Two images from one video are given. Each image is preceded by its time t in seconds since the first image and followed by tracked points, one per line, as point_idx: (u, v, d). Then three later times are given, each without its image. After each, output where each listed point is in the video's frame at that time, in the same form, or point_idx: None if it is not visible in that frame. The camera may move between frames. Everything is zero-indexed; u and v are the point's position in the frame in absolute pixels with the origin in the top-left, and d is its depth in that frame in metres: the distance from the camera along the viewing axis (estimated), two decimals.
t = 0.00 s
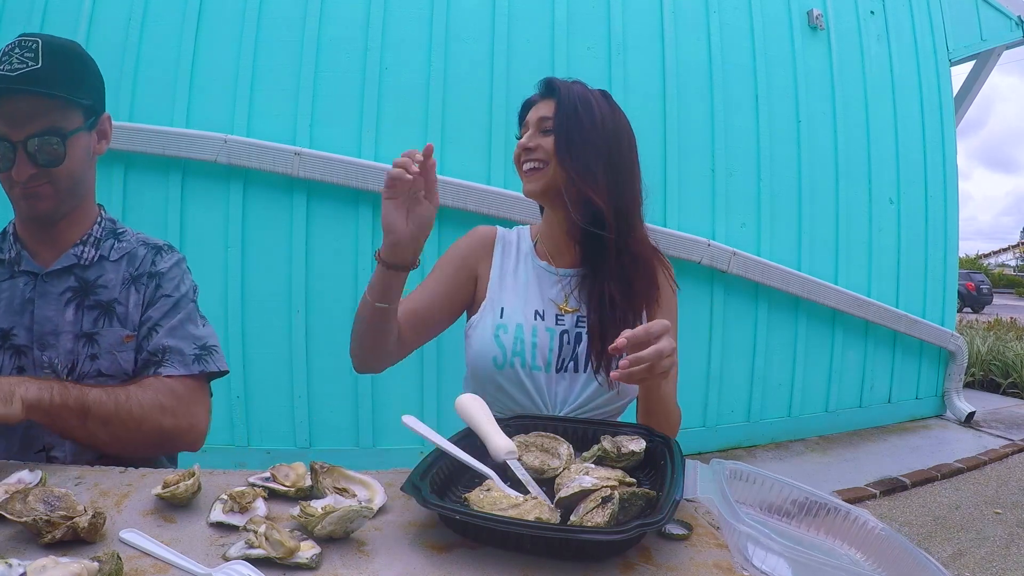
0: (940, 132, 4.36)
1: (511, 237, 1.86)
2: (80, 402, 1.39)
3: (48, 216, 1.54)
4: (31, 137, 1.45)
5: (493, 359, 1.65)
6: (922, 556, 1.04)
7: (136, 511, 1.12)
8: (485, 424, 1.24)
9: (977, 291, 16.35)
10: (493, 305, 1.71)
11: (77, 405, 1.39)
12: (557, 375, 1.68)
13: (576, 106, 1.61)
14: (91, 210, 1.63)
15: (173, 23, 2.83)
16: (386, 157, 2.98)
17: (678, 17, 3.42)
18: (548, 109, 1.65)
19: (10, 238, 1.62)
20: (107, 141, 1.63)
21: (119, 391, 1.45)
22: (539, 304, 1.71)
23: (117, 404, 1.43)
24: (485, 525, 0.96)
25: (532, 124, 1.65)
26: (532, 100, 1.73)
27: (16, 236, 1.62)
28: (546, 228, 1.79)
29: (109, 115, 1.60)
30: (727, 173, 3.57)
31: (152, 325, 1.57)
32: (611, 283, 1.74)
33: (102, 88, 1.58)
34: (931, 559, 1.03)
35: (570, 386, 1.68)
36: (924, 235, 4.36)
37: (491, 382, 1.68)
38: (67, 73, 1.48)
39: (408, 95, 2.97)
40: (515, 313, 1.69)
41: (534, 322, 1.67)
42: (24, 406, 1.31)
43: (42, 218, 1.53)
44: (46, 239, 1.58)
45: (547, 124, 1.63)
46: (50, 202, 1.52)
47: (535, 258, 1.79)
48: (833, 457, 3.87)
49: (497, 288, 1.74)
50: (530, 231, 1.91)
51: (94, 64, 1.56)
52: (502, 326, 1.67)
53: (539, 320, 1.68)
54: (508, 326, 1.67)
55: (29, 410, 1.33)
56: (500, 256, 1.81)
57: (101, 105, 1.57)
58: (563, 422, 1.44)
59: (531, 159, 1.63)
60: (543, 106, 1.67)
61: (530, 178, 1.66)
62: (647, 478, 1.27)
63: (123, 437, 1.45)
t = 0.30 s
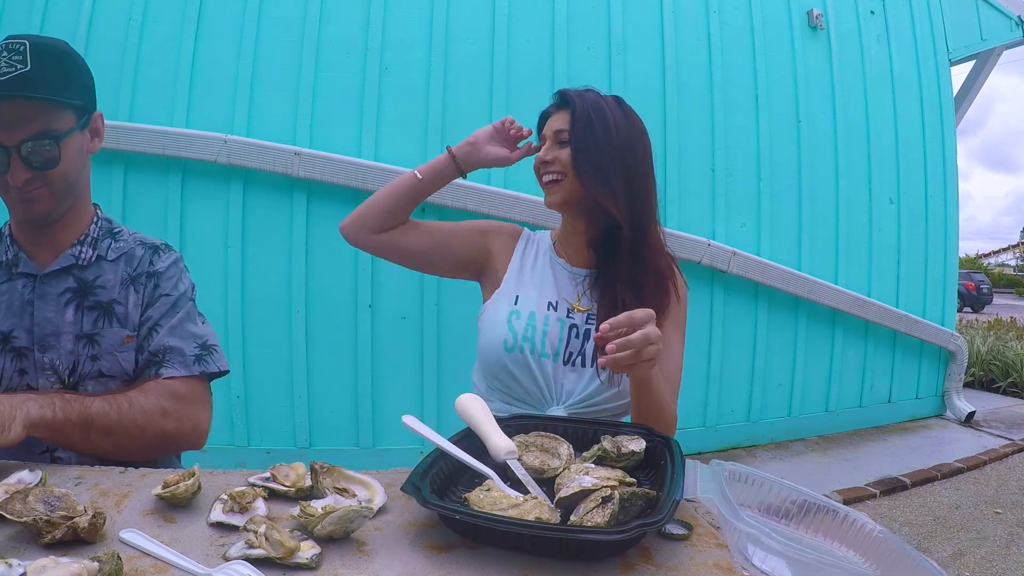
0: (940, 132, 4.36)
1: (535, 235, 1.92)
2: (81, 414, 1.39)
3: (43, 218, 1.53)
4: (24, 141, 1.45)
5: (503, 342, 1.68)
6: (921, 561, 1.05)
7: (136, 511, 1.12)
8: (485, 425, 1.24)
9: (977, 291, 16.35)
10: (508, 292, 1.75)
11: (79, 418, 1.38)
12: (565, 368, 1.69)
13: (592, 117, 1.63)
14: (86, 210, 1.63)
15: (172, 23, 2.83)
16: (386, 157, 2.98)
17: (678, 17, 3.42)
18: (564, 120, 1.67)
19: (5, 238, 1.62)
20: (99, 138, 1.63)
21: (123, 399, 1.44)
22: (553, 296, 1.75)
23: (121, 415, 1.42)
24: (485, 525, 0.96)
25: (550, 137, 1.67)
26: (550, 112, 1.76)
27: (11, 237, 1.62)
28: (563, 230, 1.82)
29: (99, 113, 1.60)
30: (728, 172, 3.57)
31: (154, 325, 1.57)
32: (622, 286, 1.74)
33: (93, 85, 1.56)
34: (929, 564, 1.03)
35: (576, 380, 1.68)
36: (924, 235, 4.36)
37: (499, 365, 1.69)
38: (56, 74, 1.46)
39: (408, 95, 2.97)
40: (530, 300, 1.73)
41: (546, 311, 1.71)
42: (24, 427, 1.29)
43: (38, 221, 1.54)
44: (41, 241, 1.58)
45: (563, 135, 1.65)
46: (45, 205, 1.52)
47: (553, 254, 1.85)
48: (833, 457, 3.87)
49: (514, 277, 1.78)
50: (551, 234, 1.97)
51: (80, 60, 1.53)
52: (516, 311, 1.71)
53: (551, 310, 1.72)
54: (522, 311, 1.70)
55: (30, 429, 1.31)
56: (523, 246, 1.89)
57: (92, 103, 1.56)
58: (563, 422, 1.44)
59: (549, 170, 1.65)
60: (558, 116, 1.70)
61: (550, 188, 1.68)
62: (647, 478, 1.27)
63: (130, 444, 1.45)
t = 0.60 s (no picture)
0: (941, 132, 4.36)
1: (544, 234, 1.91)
2: (84, 392, 1.30)
3: (38, 223, 1.53)
4: (15, 146, 1.40)
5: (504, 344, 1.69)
6: (928, 555, 1.05)
7: (136, 511, 1.12)
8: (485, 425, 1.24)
9: (977, 291, 16.37)
10: (513, 292, 1.75)
11: (82, 397, 1.30)
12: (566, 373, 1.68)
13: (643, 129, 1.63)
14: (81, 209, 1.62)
15: (172, 23, 2.83)
16: (386, 157, 2.98)
17: (678, 16, 3.42)
18: (618, 128, 1.65)
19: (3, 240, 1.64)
20: (97, 139, 1.57)
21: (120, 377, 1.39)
22: (560, 298, 1.72)
23: (123, 393, 1.37)
24: (485, 525, 0.96)
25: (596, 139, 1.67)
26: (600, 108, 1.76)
27: (9, 239, 1.63)
28: (584, 230, 1.83)
29: (94, 114, 1.54)
30: (728, 172, 3.57)
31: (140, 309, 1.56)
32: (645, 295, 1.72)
33: (86, 86, 1.51)
34: (935, 555, 1.04)
35: (576, 386, 1.66)
36: (924, 236, 4.36)
37: (499, 365, 1.70)
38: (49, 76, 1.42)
39: (408, 95, 2.97)
40: (534, 303, 1.71)
41: (551, 315, 1.69)
42: (32, 405, 1.18)
43: (34, 224, 1.54)
44: (36, 242, 1.59)
45: (612, 142, 1.65)
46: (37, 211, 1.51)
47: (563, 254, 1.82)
48: (833, 457, 3.87)
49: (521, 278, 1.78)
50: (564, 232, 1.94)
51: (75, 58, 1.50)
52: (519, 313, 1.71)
53: (557, 314, 1.70)
54: (525, 314, 1.70)
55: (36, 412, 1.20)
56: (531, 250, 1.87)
57: (86, 105, 1.51)
58: (563, 422, 1.44)
59: (589, 172, 1.67)
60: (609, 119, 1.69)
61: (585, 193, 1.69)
62: (647, 478, 1.27)
63: (128, 424, 1.39)
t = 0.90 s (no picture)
0: (941, 132, 4.36)
1: (536, 237, 1.83)
2: (92, 394, 1.30)
3: (22, 223, 1.51)
4: None
5: (513, 359, 1.65)
6: (928, 553, 1.05)
7: (136, 511, 1.12)
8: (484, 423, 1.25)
9: (977, 291, 16.36)
10: (520, 302, 1.70)
11: (91, 400, 1.30)
12: (573, 379, 1.68)
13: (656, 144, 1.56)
14: (69, 211, 1.60)
15: (172, 23, 2.83)
16: (386, 158, 2.98)
17: (678, 16, 3.42)
18: (625, 144, 1.56)
19: None
20: (79, 137, 1.56)
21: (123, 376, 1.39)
22: (565, 306, 1.71)
23: (131, 391, 1.37)
24: (485, 525, 0.96)
25: (602, 157, 1.57)
26: (584, 118, 1.62)
27: None
28: (578, 231, 1.79)
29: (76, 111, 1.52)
30: (727, 173, 3.57)
31: (138, 305, 1.56)
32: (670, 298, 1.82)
33: (66, 85, 1.49)
34: (934, 554, 1.05)
35: (583, 393, 1.69)
36: (924, 236, 4.36)
37: (504, 378, 1.68)
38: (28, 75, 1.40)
39: (408, 95, 2.97)
40: (542, 313, 1.69)
41: (559, 326, 1.68)
42: (42, 414, 1.17)
43: (20, 225, 1.52)
44: (24, 243, 1.58)
45: (621, 163, 1.57)
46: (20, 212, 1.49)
47: (561, 259, 1.78)
48: (833, 457, 3.87)
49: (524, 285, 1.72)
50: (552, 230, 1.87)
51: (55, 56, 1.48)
52: (527, 325, 1.67)
53: (564, 324, 1.69)
54: (534, 327, 1.67)
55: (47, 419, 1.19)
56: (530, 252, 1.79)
57: (66, 103, 1.49)
58: (563, 422, 1.44)
59: (602, 195, 1.61)
60: (605, 133, 1.57)
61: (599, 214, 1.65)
62: (647, 478, 1.27)
63: (138, 425, 1.39)
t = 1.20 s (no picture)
0: (941, 132, 4.36)
1: (525, 235, 1.80)
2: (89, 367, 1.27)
3: (16, 225, 1.51)
4: None
5: (508, 370, 1.67)
6: (922, 561, 1.05)
7: (136, 511, 1.12)
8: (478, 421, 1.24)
9: (977, 291, 16.37)
10: (509, 312, 1.70)
11: (89, 371, 1.26)
12: (568, 385, 1.72)
13: (645, 140, 1.55)
14: (61, 213, 1.60)
15: (172, 23, 2.83)
16: (386, 158, 2.98)
17: (679, 16, 3.42)
18: (613, 140, 1.55)
19: None
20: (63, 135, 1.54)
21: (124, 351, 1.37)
22: (556, 312, 1.71)
23: (130, 360, 1.35)
24: (485, 525, 0.96)
25: (589, 153, 1.56)
26: (570, 110, 1.59)
27: None
28: (563, 227, 1.78)
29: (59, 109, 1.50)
30: (728, 172, 3.57)
31: (137, 291, 1.56)
32: (659, 298, 1.80)
33: (46, 84, 1.48)
34: (929, 562, 1.05)
35: (579, 397, 1.73)
36: (924, 236, 4.36)
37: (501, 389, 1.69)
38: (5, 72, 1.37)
39: (407, 94, 2.96)
40: (533, 322, 1.69)
41: (551, 332, 1.69)
42: (31, 389, 1.12)
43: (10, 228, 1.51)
44: (19, 244, 1.58)
45: (609, 158, 1.56)
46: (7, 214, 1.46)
47: (550, 260, 1.76)
48: (833, 457, 3.87)
49: (513, 294, 1.72)
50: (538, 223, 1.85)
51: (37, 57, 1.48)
52: (519, 336, 1.67)
53: (557, 330, 1.70)
54: (526, 336, 1.67)
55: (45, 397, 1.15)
56: (516, 255, 1.77)
57: (47, 101, 1.46)
58: (563, 423, 1.44)
59: (589, 193, 1.60)
60: (591, 126, 1.56)
61: (583, 211, 1.64)
62: (647, 478, 1.28)
63: (143, 395, 1.37)
